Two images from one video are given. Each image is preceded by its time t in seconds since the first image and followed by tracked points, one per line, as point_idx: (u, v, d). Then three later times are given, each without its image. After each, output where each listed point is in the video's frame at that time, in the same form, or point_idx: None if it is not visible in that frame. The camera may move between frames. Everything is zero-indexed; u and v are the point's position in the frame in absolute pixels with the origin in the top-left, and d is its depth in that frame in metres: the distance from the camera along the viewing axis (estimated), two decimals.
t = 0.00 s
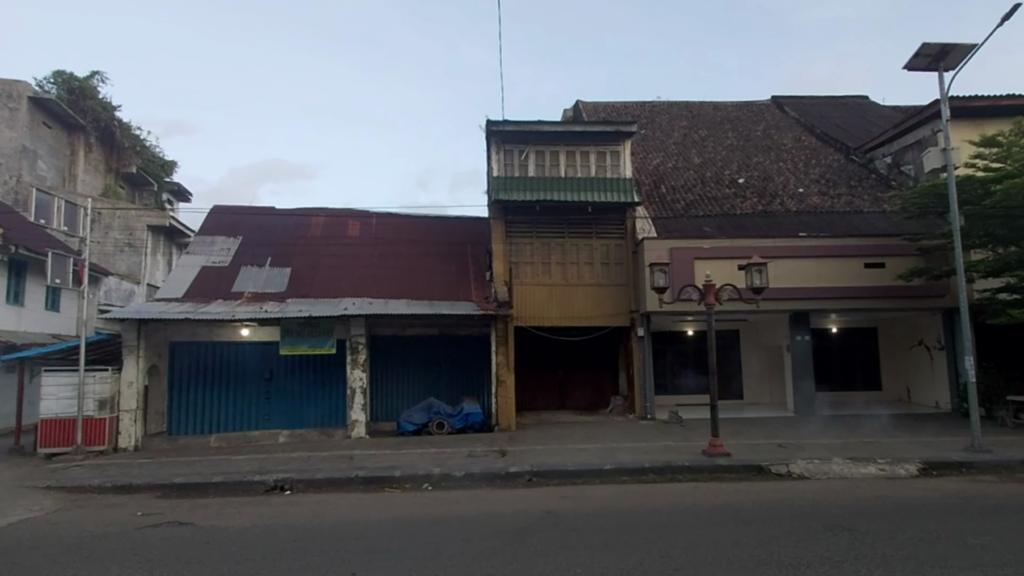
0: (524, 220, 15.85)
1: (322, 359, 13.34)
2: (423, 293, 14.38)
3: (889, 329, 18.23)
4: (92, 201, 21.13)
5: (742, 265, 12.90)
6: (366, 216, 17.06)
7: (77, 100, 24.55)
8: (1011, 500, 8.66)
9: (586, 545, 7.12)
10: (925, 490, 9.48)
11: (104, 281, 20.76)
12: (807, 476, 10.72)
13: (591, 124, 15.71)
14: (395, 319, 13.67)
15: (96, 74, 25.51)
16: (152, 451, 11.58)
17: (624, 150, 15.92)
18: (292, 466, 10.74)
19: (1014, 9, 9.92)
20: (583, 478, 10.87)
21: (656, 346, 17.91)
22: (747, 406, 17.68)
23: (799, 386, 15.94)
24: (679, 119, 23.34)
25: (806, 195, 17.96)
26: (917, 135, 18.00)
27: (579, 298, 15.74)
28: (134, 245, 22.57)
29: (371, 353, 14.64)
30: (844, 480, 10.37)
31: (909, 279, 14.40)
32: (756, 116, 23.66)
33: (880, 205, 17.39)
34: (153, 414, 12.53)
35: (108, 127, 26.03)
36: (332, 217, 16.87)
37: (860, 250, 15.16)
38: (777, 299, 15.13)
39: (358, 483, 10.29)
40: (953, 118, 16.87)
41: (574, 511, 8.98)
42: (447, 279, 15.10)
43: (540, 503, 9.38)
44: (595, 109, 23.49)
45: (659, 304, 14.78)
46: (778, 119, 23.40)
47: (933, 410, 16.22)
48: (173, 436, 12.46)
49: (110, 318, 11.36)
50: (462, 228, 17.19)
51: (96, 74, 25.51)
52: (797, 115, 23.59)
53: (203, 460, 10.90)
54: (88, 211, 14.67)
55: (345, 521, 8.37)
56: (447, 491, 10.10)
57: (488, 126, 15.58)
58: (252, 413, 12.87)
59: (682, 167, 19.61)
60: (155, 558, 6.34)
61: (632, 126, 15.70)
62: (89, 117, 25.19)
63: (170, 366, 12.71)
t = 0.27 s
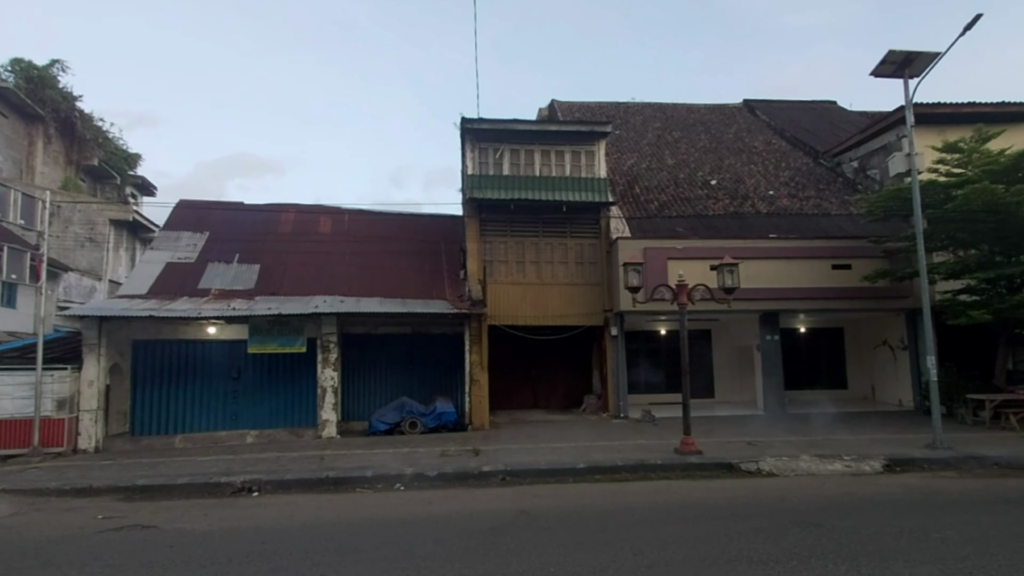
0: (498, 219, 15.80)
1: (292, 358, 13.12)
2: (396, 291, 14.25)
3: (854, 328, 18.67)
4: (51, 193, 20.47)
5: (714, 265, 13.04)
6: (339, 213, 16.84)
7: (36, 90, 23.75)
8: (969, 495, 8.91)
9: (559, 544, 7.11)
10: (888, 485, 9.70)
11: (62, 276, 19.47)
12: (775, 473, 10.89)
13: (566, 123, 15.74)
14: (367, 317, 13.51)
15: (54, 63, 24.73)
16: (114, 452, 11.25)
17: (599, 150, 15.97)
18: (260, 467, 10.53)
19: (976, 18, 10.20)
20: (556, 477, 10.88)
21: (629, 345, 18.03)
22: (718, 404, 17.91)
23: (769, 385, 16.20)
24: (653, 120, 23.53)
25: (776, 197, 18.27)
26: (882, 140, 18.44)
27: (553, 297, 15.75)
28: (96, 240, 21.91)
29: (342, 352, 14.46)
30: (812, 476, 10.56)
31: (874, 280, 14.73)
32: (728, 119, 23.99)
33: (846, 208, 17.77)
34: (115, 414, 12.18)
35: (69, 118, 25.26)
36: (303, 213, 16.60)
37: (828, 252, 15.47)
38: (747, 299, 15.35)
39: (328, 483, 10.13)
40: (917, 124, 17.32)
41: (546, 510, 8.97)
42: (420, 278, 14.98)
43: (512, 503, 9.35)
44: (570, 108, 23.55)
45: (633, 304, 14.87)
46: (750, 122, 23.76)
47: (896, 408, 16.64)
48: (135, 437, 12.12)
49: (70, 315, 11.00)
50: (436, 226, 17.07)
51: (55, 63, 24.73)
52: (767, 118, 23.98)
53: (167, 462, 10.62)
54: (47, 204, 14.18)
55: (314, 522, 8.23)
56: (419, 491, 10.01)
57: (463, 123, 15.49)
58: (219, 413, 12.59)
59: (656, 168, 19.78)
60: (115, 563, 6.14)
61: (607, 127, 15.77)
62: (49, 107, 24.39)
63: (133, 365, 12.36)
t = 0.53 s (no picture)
0: (472, 217, 15.69)
1: (260, 357, 12.83)
2: (368, 289, 14.04)
3: (821, 328, 19.02)
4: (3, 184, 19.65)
5: (686, 265, 13.15)
6: (308, 208, 16.52)
7: None
8: (930, 489, 9.12)
9: (531, 543, 7.04)
10: (852, 481, 9.88)
11: (16, 272, 18.67)
12: (744, 470, 11.01)
13: (541, 122, 15.69)
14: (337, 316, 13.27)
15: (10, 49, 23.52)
16: (70, 454, 10.84)
17: (574, 149, 15.96)
18: (226, 469, 10.25)
19: (940, 26, 10.43)
20: (528, 476, 10.83)
21: (602, 344, 18.07)
22: (689, 403, 18.08)
23: (739, 383, 16.40)
24: (627, 121, 23.63)
25: (747, 199, 18.50)
26: (849, 145, 18.81)
27: (527, 296, 15.70)
28: (51, 234, 21.11)
29: (312, 351, 14.20)
30: (779, 473, 10.70)
31: (840, 282, 15.00)
32: (701, 121, 24.24)
33: (815, 210, 18.08)
34: (72, 415, 11.74)
35: (26, 107, 24.11)
36: (272, 208, 16.24)
37: (797, 253, 15.71)
38: (718, 299, 15.49)
39: (296, 485, 9.90)
40: (882, 130, 17.71)
41: (518, 509, 8.90)
42: (392, 275, 14.78)
43: (484, 502, 9.27)
44: (545, 107, 23.52)
45: (606, 303, 14.90)
46: (722, 125, 24.04)
47: (860, 406, 17.00)
48: (93, 438, 11.71)
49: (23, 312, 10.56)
50: (409, 223, 16.87)
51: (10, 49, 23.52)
52: (739, 121, 24.30)
53: (127, 464, 10.28)
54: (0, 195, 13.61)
55: (281, 524, 8.02)
56: (390, 491, 9.86)
57: (437, 120, 15.32)
58: (182, 413, 12.24)
59: (630, 168, 19.86)
60: (69, 570, 5.87)
61: (582, 126, 15.77)
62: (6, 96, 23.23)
63: (91, 364, 11.94)
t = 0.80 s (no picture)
0: (445, 215, 15.52)
1: (224, 356, 12.49)
2: (337, 287, 13.79)
3: (789, 328, 19.32)
4: None
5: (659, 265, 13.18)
6: (276, 204, 16.16)
7: None
8: (894, 484, 9.27)
9: (502, 544, 6.94)
10: (819, 478, 10.01)
11: None
12: (714, 467, 11.08)
13: (515, 120, 15.60)
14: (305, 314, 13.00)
15: None
16: (22, 458, 10.39)
17: (548, 148, 15.91)
18: (187, 472, 9.93)
19: (905, 34, 10.64)
20: (500, 476, 10.72)
21: (575, 343, 18.07)
22: (660, 401, 18.19)
23: (709, 382, 16.54)
24: (601, 121, 23.68)
25: (718, 200, 18.68)
26: (817, 149, 19.13)
27: (499, 295, 15.59)
28: (4, 228, 20.25)
29: (279, 350, 13.88)
30: (748, 470, 10.79)
31: (807, 283, 15.23)
32: (674, 123, 24.43)
33: (784, 213, 18.34)
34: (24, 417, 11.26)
35: None
36: (238, 203, 15.85)
37: (767, 254, 15.90)
38: (690, 299, 15.59)
39: (261, 488, 9.64)
40: (848, 134, 18.05)
41: (489, 509, 8.79)
42: (363, 274, 14.54)
43: (454, 503, 9.13)
44: (519, 106, 23.43)
45: (579, 302, 14.88)
46: (694, 127, 24.26)
47: (825, 404, 17.31)
48: (47, 441, 11.24)
49: None
50: (379, 220, 16.63)
51: None
52: (711, 124, 24.55)
53: (83, 467, 9.89)
54: None
55: (244, 528, 7.78)
56: (358, 493, 9.66)
57: (410, 116, 15.12)
58: (143, 415, 11.85)
59: (603, 169, 19.90)
60: None
61: (556, 125, 15.73)
62: None
63: (45, 363, 11.47)
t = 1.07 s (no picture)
0: (415, 213, 15.31)
1: (185, 357, 12.11)
2: (302, 287, 13.48)
3: (757, 329, 19.58)
4: None
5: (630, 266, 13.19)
6: (240, 201, 15.75)
7: None
8: (857, 481, 9.41)
9: (470, 546, 6.81)
10: (786, 475, 10.12)
11: None
12: (683, 466, 11.13)
13: (487, 119, 15.48)
14: (269, 314, 12.68)
15: None
16: None
17: (520, 147, 15.82)
18: (145, 477, 9.58)
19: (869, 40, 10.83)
20: (470, 477, 10.60)
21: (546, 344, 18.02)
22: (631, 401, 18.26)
23: (679, 382, 16.65)
24: (574, 122, 23.69)
25: (689, 202, 18.82)
26: (785, 153, 19.42)
27: (470, 295, 15.44)
28: None
29: (243, 351, 13.53)
30: (716, 468, 10.85)
31: (775, 284, 15.43)
32: (646, 125, 24.57)
33: (752, 215, 18.56)
34: None
35: None
36: (199, 199, 15.39)
37: (736, 256, 16.07)
38: (660, 300, 15.67)
39: (222, 492, 9.34)
40: (815, 139, 18.35)
41: (458, 511, 8.66)
42: (329, 272, 14.25)
43: (423, 506, 8.97)
44: (492, 105, 23.31)
45: (550, 302, 14.83)
46: (666, 129, 24.44)
47: (791, 402, 17.58)
48: None
49: None
50: (347, 218, 16.32)
51: None
52: (683, 126, 24.77)
53: (32, 473, 9.46)
54: None
55: (202, 535, 7.51)
56: (323, 497, 9.43)
57: (380, 112, 14.87)
58: (97, 418, 11.40)
59: (576, 169, 19.89)
60: None
61: (529, 125, 15.64)
62: None
63: None
